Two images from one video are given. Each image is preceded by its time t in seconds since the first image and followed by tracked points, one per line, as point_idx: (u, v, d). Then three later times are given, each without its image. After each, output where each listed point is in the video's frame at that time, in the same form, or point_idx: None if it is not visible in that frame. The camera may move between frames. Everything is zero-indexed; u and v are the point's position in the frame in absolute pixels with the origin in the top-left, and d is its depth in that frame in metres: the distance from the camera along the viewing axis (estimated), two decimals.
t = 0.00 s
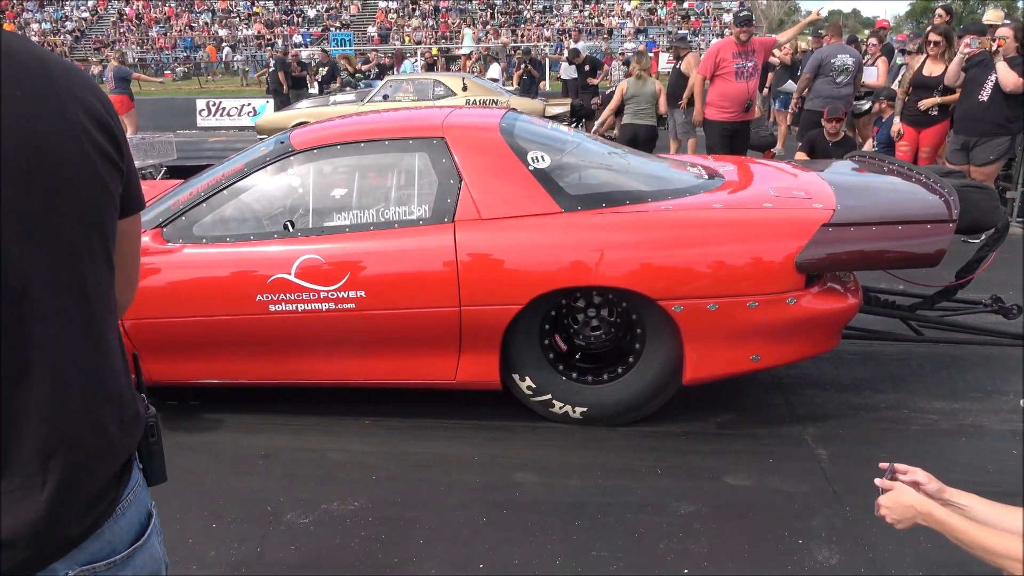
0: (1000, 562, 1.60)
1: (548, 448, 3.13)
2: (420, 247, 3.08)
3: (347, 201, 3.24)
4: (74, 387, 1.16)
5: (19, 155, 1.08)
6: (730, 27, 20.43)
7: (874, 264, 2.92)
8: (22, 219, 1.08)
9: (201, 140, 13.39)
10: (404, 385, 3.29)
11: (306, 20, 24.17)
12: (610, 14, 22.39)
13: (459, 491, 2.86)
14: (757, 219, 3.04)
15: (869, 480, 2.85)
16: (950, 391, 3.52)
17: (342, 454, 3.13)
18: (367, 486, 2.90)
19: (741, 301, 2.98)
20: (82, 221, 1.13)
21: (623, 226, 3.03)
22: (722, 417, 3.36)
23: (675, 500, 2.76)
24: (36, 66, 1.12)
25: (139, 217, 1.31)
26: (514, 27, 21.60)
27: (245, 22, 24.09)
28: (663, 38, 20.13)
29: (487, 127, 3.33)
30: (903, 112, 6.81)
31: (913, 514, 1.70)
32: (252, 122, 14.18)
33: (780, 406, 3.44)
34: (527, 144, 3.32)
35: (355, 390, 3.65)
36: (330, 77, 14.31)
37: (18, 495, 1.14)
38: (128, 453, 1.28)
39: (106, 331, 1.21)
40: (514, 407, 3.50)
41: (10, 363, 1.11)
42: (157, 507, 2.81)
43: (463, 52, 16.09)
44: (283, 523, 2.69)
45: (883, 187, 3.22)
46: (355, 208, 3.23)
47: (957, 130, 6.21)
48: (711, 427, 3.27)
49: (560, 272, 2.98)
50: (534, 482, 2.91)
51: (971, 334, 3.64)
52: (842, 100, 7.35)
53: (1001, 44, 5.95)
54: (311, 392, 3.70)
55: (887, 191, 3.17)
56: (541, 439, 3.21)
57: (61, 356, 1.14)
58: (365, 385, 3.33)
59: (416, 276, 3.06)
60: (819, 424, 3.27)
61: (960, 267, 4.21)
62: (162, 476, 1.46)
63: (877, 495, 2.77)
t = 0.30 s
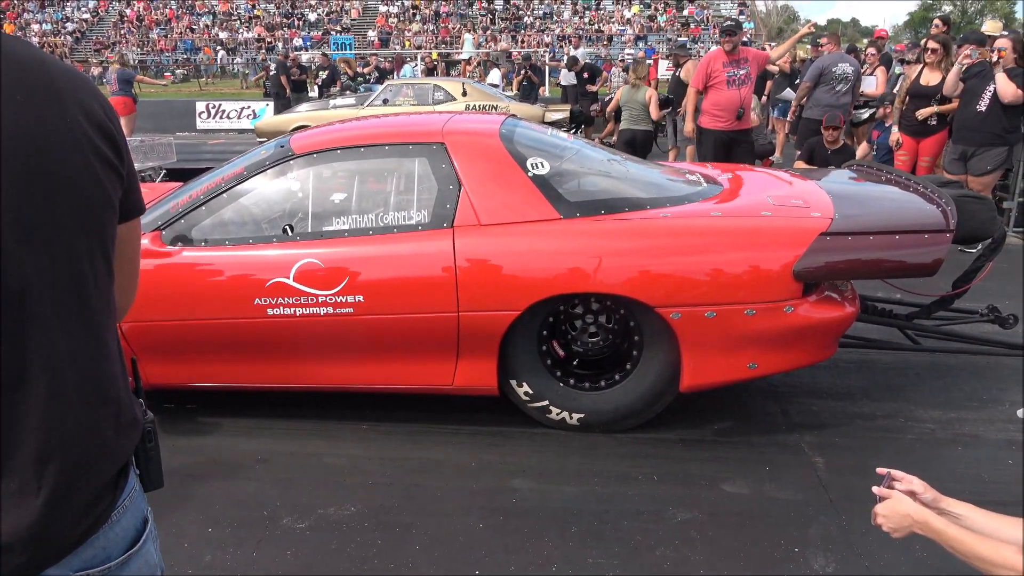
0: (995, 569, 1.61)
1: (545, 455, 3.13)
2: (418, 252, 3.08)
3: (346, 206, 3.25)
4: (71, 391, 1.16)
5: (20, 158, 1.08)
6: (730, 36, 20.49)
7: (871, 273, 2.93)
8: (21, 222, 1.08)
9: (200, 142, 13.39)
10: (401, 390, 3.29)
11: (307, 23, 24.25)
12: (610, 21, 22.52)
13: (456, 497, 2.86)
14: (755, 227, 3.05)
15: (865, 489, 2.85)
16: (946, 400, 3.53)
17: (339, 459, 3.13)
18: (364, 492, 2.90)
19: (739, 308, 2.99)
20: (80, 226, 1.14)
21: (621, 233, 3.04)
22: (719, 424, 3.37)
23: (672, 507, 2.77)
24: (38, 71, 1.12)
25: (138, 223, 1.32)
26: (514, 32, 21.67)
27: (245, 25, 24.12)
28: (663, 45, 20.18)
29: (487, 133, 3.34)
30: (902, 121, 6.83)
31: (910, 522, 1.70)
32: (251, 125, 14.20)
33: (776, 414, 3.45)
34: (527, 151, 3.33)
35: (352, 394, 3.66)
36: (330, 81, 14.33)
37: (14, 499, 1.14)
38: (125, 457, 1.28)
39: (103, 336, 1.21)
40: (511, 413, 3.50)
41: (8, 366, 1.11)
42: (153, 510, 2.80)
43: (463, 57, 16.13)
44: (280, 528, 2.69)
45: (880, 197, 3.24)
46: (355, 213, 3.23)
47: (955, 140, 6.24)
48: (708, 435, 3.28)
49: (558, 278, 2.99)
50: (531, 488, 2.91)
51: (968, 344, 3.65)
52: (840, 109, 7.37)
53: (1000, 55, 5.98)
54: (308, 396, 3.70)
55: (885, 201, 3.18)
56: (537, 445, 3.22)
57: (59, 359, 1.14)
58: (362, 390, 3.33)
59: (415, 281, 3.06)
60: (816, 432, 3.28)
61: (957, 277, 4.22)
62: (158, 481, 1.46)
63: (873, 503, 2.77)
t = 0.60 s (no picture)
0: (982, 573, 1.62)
1: (536, 461, 3.13)
2: (408, 258, 3.08)
3: (336, 212, 3.25)
4: (55, 400, 1.15)
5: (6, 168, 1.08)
6: (719, 42, 20.60)
7: (859, 278, 2.95)
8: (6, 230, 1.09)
9: (190, 148, 13.36)
10: (392, 397, 3.29)
11: (298, 29, 24.25)
12: (601, 27, 22.62)
13: (447, 504, 2.85)
14: (744, 233, 3.06)
15: (854, 494, 2.87)
16: (934, 404, 3.55)
17: (329, 466, 3.12)
18: (354, 499, 2.89)
19: (728, 314, 3.00)
20: (66, 235, 1.13)
21: (611, 239, 3.05)
22: (709, 429, 3.38)
23: (662, 513, 2.77)
24: (25, 81, 1.12)
25: (125, 231, 1.32)
26: (505, 38, 21.72)
27: (236, 31, 24.10)
28: (653, 51, 20.27)
29: (477, 139, 3.35)
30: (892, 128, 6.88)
31: (897, 526, 1.71)
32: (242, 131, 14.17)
33: (766, 419, 3.46)
34: (517, 157, 3.33)
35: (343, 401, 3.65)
36: (321, 87, 14.32)
37: None
38: (111, 467, 1.28)
39: (89, 345, 1.21)
40: (502, 419, 3.50)
41: None
42: (141, 519, 2.79)
43: (454, 63, 16.16)
44: (269, 536, 2.68)
45: (868, 203, 3.26)
46: (345, 220, 3.23)
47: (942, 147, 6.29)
48: (698, 440, 3.29)
49: (548, 284, 3.00)
50: (521, 495, 2.91)
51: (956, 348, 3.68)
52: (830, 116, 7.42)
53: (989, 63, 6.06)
54: (298, 403, 3.69)
55: (873, 207, 3.20)
56: (528, 451, 3.22)
57: (42, 368, 1.14)
58: (353, 397, 3.32)
59: (405, 287, 3.06)
60: (805, 437, 3.29)
61: (944, 282, 4.25)
62: (145, 492, 1.46)
63: (862, 508, 2.78)
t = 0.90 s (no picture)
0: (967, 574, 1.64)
1: (525, 467, 3.13)
2: (397, 265, 3.08)
3: (324, 219, 3.24)
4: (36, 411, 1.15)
5: None
6: (706, 49, 20.74)
7: (845, 282, 2.97)
8: None
9: (177, 155, 13.29)
10: (381, 404, 3.28)
11: (285, 35, 24.23)
12: (588, 34, 22.75)
13: (436, 511, 2.85)
14: (731, 238, 3.08)
15: (842, 497, 2.88)
16: (920, 407, 3.58)
17: (318, 474, 3.11)
18: (343, 507, 2.88)
19: (716, 319, 3.02)
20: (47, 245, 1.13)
21: (599, 245, 3.06)
22: (698, 434, 3.39)
23: (651, 517, 2.78)
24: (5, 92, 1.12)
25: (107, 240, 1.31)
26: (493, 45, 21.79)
27: (222, 38, 24.04)
28: (640, 57, 20.38)
29: (465, 146, 3.36)
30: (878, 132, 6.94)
31: (883, 529, 1.72)
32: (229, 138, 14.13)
33: (754, 423, 3.48)
34: (505, 163, 3.34)
35: (332, 408, 3.64)
36: (309, 93, 14.31)
37: None
38: (95, 477, 1.28)
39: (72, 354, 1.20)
40: (491, 426, 3.50)
41: None
42: (128, 529, 2.76)
43: (442, 70, 16.19)
44: (258, 545, 2.66)
45: (853, 207, 3.29)
46: (333, 227, 3.23)
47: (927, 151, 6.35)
48: (687, 445, 3.30)
49: (537, 290, 3.00)
50: (511, 501, 2.90)
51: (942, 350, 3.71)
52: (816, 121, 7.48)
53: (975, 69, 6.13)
54: (287, 411, 3.67)
55: (858, 211, 3.23)
56: (518, 457, 3.22)
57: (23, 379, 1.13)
58: (342, 404, 3.31)
59: (393, 294, 3.06)
60: (793, 441, 3.31)
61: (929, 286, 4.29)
62: (129, 502, 1.46)
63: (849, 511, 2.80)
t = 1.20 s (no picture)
0: None
1: (518, 471, 3.13)
2: (389, 268, 3.08)
3: (317, 223, 3.24)
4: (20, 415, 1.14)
5: None
6: (698, 54, 20.83)
7: (836, 286, 2.99)
8: None
9: (168, 157, 13.22)
10: (373, 407, 3.27)
11: (278, 38, 24.18)
12: (581, 38, 22.82)
13: (429, 515, 2.84)
14: (723, 242, 3.09)
15: (834, 501, 2.89)
16: (911, 411, 3.59)
17: (311, 478, 3.10)
18: (336, 511, 2.87)
19: (708, 322, 3.03)
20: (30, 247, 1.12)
21: (592, 249, 3.07)
22: (691, 437, 3.40)
23: (644, 521, 2.78)
24: None
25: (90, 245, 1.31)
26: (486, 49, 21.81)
27: (215, 40, 23.98)
28: (633, 62, 20.45)
29: (458, 149, 3.36)
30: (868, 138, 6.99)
31: (877, 531, 1.71)
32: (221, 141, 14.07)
33: (747, 427, 3.48)
34: (497, 167, 3.35)
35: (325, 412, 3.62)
36: (302, 96, 14.28)
37: None
38: (79, 482, 1.27)
39: (56, 358, 1.19)
40: (485, 429, 3.50)
41: None
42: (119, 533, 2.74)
43: (435, 73, 16.19)
44: (249, 549, 2.65)
45: (845, 212, 3.30)
46: (325, 230, 3.22)
47: (917, 157, 6.39)
48: (680, 448, 3.30)
49: (530, 293, 3.00)
50: (504, 505, 2.90)
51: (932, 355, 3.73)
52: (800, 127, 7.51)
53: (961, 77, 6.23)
54: (279, 415, 3.66)
55: (850, 216, 3.24)
56: (511, 460, 3.22)
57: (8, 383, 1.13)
58: (334, 408, 3.30)
59: (386, 297, 3.05)
60: (786, 444, 3.32)
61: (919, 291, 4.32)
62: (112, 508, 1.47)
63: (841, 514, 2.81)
